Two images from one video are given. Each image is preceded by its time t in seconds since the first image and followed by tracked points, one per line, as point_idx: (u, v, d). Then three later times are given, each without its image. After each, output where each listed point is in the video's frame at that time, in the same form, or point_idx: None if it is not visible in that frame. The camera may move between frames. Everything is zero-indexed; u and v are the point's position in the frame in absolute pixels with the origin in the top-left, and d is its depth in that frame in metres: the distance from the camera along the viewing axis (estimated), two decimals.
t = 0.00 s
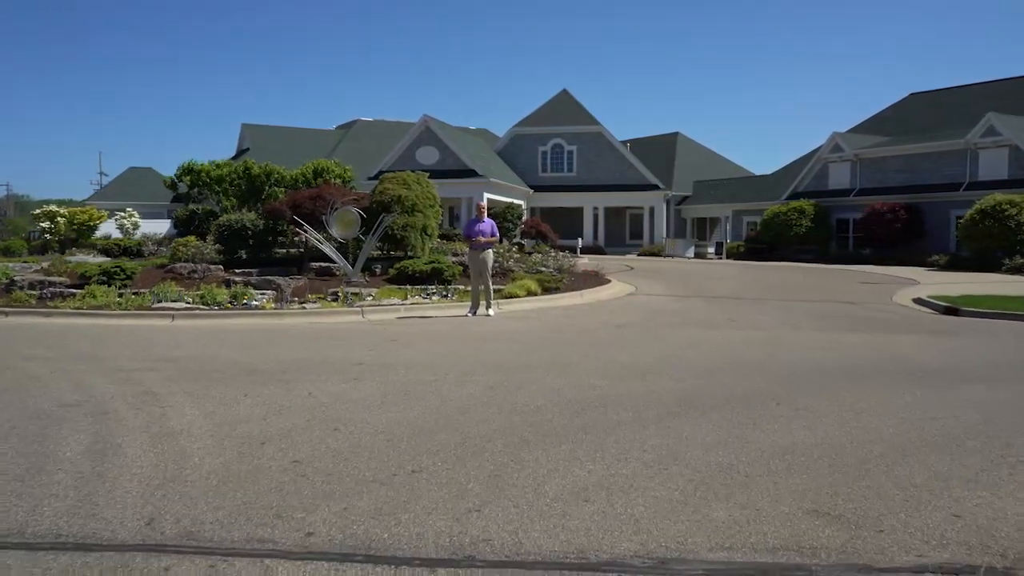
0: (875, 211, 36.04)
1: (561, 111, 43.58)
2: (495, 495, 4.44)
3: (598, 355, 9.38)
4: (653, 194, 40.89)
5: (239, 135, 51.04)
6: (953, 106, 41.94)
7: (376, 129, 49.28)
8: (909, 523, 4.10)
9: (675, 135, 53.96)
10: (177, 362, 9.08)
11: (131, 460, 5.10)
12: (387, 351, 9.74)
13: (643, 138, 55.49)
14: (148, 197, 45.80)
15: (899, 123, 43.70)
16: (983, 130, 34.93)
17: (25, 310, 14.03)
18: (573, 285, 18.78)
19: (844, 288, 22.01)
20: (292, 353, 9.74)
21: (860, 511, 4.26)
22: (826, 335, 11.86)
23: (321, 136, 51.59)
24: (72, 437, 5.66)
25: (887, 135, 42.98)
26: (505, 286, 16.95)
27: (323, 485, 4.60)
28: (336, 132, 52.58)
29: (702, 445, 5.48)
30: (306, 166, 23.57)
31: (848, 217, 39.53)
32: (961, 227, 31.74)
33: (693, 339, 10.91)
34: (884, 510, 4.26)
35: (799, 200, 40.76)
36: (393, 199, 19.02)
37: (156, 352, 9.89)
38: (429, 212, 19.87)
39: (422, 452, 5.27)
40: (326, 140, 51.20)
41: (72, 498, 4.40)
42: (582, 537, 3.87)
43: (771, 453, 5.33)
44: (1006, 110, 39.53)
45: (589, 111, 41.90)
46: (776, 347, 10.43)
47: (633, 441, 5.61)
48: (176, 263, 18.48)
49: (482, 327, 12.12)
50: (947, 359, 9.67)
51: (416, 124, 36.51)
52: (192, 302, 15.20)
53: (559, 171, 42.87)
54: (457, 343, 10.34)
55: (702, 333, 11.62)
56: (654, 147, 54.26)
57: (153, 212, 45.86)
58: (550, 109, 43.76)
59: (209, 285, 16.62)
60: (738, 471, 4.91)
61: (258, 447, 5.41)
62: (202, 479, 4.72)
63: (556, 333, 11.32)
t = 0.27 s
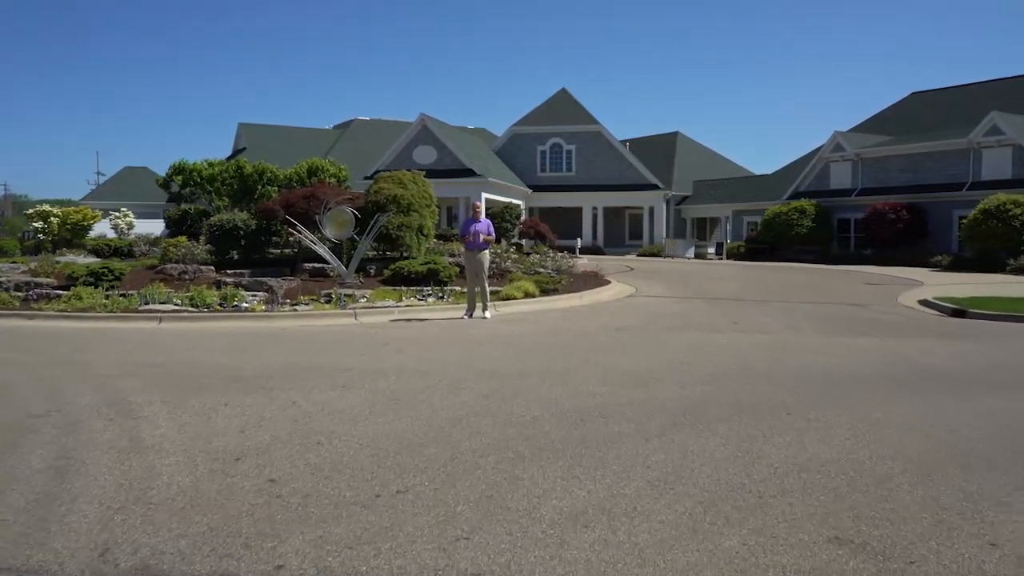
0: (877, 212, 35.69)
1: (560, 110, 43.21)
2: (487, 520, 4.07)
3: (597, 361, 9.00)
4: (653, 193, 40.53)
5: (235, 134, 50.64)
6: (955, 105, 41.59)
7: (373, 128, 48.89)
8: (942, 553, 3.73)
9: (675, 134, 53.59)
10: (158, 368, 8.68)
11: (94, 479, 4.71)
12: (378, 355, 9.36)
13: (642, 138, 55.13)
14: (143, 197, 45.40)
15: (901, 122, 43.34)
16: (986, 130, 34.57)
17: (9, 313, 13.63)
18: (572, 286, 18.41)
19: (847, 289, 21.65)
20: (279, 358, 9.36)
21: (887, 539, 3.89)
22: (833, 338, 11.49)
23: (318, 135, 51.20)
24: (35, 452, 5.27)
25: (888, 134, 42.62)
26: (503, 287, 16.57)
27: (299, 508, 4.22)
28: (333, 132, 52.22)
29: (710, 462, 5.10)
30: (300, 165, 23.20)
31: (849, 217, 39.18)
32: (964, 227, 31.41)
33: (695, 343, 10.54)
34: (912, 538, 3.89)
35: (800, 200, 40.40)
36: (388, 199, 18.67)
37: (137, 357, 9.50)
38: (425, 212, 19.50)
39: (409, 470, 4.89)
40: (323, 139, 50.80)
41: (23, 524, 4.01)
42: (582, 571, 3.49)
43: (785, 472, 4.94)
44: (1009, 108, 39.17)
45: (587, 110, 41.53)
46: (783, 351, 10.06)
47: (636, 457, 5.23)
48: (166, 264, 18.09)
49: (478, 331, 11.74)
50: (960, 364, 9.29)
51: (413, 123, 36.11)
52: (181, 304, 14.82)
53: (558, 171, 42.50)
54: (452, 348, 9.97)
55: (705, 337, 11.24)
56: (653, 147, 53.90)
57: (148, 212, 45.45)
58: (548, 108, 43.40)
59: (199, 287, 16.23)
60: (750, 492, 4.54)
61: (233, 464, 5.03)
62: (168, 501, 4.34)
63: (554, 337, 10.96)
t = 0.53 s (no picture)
0: (879, 212, 35.33)
1: (558, 109, 42.84)
2: (478, 554, 3.69)
3: (597, 366, 8.62)
4: (652, 193, 40.18)
5: (231, 133, 50.28)
6: (957, 104, 41.23)
7: (371, 128, 48.53)
8: None
9: (675, 134, 53.23)
10: (137, 375, 8.30)
11: (50, 502, 4.32)
12: (368, 361, 8.97)
13: (642, 137, 54.77)
14: (138, 197, 45.02)
15: (903, 121, 42.97)
16: (989, 129, 34.20)
17: None
18: (571, 287, 18.04)
19: (850, 290, 21.27)
20: (265, 364, 8.97)
21: None
22: (839, 342, 11.12)
23: (315, 135, 50.83)
24: None
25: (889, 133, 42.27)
26: (500, 288, 16.19)
27: (272, 538, 3.84)
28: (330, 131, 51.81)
29: (720, 482, 4.72)
30: (294, 164, 22.82)
31: (850, 217, 38.82)
32: (967, 228, 31.06)
33: (698, 347, 10.16)
34: None
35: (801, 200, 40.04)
36: (383, 199, 18.33)
37: (116, 363, 9.11)
38: (421, 212, 19.13)
39: (394, 492, 4.50)
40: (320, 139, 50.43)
41: None
42: None
43: (801, 493, 4.55)
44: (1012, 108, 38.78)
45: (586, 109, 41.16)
46: (791, 357, 9.68)
47: (639, 475, 4.83)
48: (156, 265, 17.68)
49: (473, 334, 11.37)
50: (975, 370, 8.91)
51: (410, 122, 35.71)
52: (169, 306, 14.43)
53: (557, 170, 42.12)
54: (445, 352, 9.59)
55: (707, 340, 10.86)
56: (653, 146, 53.53)
57: (144, 212, 45.09)
58: (547, 107, 43.03)
59: (188, 288, 15.83)
60: (766, 519, 4.15)
61: (203, 483, 4.65)
62: (126, 531, 3.94)
63: (552, 342, 10.56)
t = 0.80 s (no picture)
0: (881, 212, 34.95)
1: (558, 108, 42.43)
2: None
3: (598, 374, 8.22)
4: (652, 193, 39.80)
5: (227, 132, 49.87)
6: (959, 103, 40.86)
7: (368, 127, 48.13)
8: None
9: (674, 133, 52.84)
10: (116, 382, 7.92)
11: None
12: (358, 368, 8.57)
13: (641, 137, 54.38)
14: (134, 197, 44.61)
15: (904, 120, 42.59)
16: (993, 128, 33.83)
17: None
18: (570, 289, 17.65)
19: (855, 291, 20.88)
20: (250, 371, 8.56)
21: None
22: (849, 347, 10.73)
23: (311, 134, 50.42)
24: None
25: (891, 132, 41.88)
26: (497, 290, 15.80)
27: None
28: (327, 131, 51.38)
29: (734, 506, 4.33)
30: (288, 163, 22.42)
31: (852, 217, 38.45)
32: (971, 228, 30.68)
33: (702, 353, 9.77)
34: None
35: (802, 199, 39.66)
36: (378, 198, 17.93)
37: (95, 369, 8.71)
38: (417, 211, 18.75)
39: (375, 519, 4.10)
40: (317, 138, 50.01)
41: None
42: None
43: (822, 518, 4.16)
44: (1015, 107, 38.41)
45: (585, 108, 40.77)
46: (799, 362, 9.30)
47: (645, 498, 4.44)
48: (146, 267, 17.28)
49: (469, 338, 10.96)
50: (992, 377, 8.52)
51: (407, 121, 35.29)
52: (157, 309, 14.04)
53: (556, 170, 41.73)
54: (440, 358, 9.18)
55: (712, 345, 10.48)
56: (652, 146, 53.13)
57: (139, 212, 44.67)
58: (546, 106, 42.63)
59: (177, 290, 15.44)
60: (788, 551, 3.75)
61: (168, 507, 4.26)
62: (75, 565, 3.54)
63: (550, 347, 10.16)
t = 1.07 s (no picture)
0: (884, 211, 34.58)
1: (557, 107, 42.03)
2: None
3: (601, 381, 7.82)
4: (652, 193, 39.41)
5: (224, 132, 49.45)
6: (963, 101, 40.46)
7: (366, 127, 47.73)
8: None
9: (674, 132, 52.43)
10: (93, 390, 7.51)
11: None
12: (348, 375, 8.15)
13: (640, 136, 53.97)
14: (129, 197, 44.18)
15: (906, 119, 42.21)
16: (997, 127, 33.45)
17: None
18: (570, 290, 17.25)
19: (861, 293, 20.47)
20: (234, 377, 8.15)
21: None
22: (861, 351, 10.33)
23: (308, 133, 50.00)
24: None
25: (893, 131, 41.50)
26: (495, 291, 15.40)
27: None
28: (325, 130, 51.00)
29: (753, 533, 3.93)
30: (283, 161, 22.02)
31: (854, 217, 38.06)
32: (976, 228, 30.30)
33: (706, 358, 9.37)
34: None
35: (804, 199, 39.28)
36: (374, 197, 17.53)
37: (72, 376, 8.30)
38: (413, 211, 18.34)
39: (356, 549, 3.70)
40: (314, 138, 49.60)
41: None
42: None
43: (852, 549, 3.75)
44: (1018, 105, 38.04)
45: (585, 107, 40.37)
46: (809, 368, 8.90)
47: (655, 523, 4.04)
48: (135, 268, 16.88)
49: (465, 342, 10.55)
50: (1012, 384, 8.13)
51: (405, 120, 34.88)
52: (145, 310, 13.65)
53: (555, 169, 41.33)
54: (434, 364, 8.77)
55: (717, 349, 10.09)
56: (652, 145, 52.72)
57: (134, 211, 44.24)
58: (545, 105, 42.23)
59: (166, 292, 15.03)
60: None
61: (128, 535, 3.86)
62: None
63: (549, 352, 9.76)
